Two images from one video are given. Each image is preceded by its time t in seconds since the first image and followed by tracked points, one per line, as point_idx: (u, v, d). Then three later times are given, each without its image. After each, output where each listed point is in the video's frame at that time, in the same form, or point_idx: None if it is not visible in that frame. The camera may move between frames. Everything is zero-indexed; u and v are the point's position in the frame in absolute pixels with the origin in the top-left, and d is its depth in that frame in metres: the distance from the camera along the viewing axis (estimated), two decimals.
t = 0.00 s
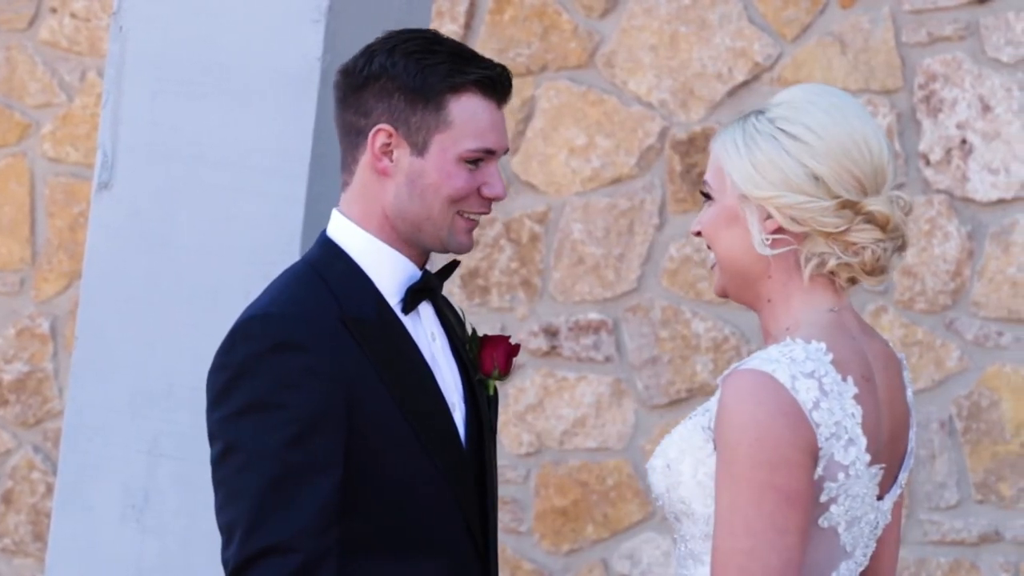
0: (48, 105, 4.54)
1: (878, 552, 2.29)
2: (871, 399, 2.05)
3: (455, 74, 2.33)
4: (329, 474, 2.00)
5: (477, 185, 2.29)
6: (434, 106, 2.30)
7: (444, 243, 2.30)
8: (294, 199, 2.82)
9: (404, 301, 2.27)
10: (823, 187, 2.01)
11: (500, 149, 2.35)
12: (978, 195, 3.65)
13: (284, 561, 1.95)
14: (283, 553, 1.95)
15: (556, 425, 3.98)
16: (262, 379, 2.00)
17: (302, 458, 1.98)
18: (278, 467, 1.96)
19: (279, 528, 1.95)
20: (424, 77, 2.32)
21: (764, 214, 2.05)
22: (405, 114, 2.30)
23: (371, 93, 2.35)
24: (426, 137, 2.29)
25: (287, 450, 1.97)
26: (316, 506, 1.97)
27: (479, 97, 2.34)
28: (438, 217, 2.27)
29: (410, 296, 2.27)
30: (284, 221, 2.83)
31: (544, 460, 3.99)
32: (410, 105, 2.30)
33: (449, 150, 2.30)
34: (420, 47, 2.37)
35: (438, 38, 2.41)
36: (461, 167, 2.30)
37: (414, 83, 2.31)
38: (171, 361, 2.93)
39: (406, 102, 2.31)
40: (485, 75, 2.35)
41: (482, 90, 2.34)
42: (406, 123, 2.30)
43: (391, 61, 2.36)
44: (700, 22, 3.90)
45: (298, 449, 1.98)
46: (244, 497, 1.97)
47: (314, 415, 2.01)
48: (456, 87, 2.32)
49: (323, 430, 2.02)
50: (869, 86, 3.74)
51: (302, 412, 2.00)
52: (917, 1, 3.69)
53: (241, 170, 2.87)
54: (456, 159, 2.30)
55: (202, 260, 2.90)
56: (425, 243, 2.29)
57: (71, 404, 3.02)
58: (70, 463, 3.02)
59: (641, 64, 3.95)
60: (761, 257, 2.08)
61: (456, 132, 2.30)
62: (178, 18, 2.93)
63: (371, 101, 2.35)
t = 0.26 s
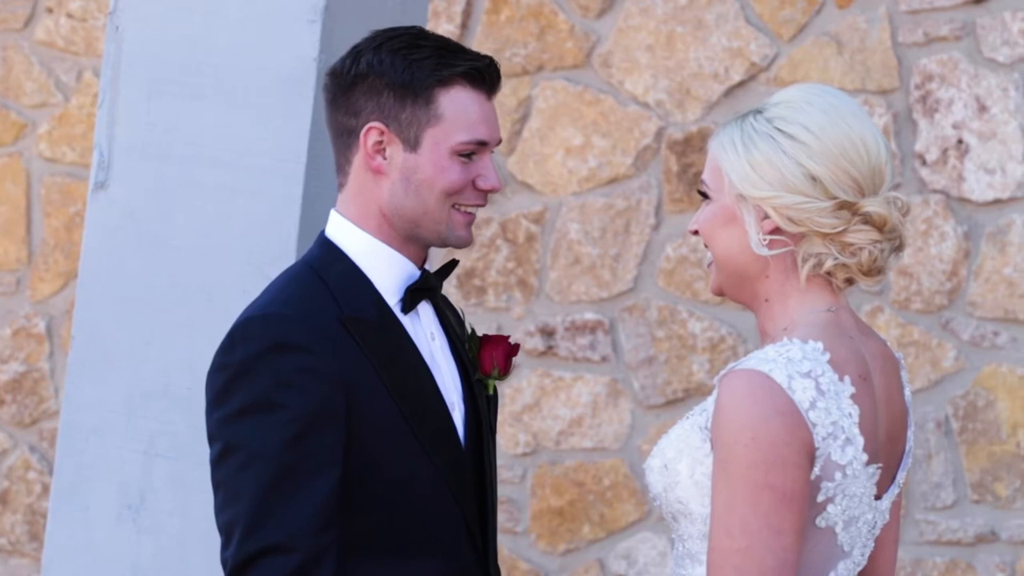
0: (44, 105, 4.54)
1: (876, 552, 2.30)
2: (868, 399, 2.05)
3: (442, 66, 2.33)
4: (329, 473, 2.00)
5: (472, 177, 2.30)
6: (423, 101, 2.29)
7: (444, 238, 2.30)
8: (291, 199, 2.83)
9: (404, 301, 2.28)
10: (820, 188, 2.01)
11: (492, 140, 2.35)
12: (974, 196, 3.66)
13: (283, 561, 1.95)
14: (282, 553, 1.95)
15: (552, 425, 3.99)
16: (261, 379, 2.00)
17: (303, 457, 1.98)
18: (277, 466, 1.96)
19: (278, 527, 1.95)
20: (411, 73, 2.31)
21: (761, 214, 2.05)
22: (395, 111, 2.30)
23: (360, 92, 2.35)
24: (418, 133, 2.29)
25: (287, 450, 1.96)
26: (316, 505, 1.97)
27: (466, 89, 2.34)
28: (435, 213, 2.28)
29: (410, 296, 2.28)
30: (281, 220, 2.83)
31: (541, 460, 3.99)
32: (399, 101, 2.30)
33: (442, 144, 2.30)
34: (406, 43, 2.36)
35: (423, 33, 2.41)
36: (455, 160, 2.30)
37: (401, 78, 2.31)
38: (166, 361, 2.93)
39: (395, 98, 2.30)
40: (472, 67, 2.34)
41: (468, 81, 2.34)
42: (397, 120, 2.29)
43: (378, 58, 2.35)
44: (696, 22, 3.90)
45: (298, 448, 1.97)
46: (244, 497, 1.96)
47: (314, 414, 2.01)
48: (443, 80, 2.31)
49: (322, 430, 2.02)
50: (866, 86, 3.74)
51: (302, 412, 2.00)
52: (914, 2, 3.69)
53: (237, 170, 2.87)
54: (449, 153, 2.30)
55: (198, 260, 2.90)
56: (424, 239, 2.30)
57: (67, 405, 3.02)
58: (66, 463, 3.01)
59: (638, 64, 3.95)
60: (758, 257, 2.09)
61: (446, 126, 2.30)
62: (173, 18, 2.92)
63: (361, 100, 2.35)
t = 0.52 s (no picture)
0: (39, 105, 4.54)
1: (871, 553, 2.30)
2: (862, 399, 2.05)
3: (434, 62, 2.33)
4: (326, 473, 2.00)
5: (467, 172, 2.30)
6: (415, 97, 2.30)
7: (442, 234, 2.30)
8: (286, 199, 2.82)
9: (404, 300, 2.28)
10: (817, 188, 2.01)
11: (486, 134, 2.35)
12: (969, 196, 3.66)
13: (281, 560, 1.95)
14: (280, 552, 1.95)
15: (547, 425, 3.99)
16: (259, 380, 2.00)
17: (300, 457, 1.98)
18: (275, 467, 1.96)
19: (276, 527, 1.95)
20: (402, 69, 2.32)
21: (758, 212, 2.05)
22: (387, 108, 2.30)
23: (352, 91, 2.36)
24: (412, 129, 2.29)
25: (285, 450, 1.96)
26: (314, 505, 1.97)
27: (457, 84, 2.34)
28: (432, 208, 2.28)
29: (410, 295, 2.28)
30: (277, 221, 2.83)
31: (536, 460, 3.99)
32: (390, 99, 2.30)
33: (436, 139, 2.30)
34: (397, 40, 2.37)
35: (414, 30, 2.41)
36: (450, 155, 2.30)
37: (392, 75, 2.32)
38: (161, 360, 2.93)
39: (386, 96, 2.31)
40: (464, 63, 2.35)
41: (461, 76, 2.34)
42: (390, 117, 2.30)
43: (370, 56, 2.36)
44: (691, 22, 3.90)
45: (296, 449, 1.97)
46: (242, 497, 1.97)
47: (312, 415, 2.01)
48: (435, 76, 2.31)
49: (320, 430, 2.02)
50: (861, 86, 3.75)
51: (300, 412, 1.99)
52: (909, 2, 3.69)
53: (233, 170, 2.86)
54: (444, 148, 2.30)
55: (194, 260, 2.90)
56: (423, 236, 2.30)
57: (63, 405, 3.02)
58: (61, 463, 3.01)
59: (633, 64, 3.95)
60: (756, 256, 2.09)
61: (439, 121, 2.30)
62: (169, 17, 2.92)
63: (353, 99, 2.35)
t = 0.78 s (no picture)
0: (34, 104, 4.53)
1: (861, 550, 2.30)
2: (848, 396, 2.05)
3: (433, 63, 2.33)
4: (321, 474, 1.99)
5: (465, 174, 2.30)
6: (414, 98, 2.29)
7: (440, 235, 2.31)
8: (281, 198, 2.82)
9: (402, 299, 2.28)
10: (817, 191, 2.01)
11: (485, 137, 2.35)
12: (964, 196, 3.66)
13: (276, 560, 1.95)
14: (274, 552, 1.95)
15: (543, 425, 3.99)
16: (254, 379, 2.00)
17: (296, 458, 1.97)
18: (270, 467, 1.95)
19: (270, 527, 1.95)
20: (401, 70, 2.32)
21: (754, 211, 2.05)
22: (387, 109, 2.30)
23: (351, 91, 2.36)
24: (411, 130, 2.29)
25: (281, 450, 1.96)
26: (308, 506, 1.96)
27: (457, 86, 2.34)
28: (430, 209, 2.28)
29: (408, 293, 2.28)
30: (272, 220, 2.83)
31: (532, 460, 3.99)
32: (390, 100, 2.30)
33: (435, 140, 2.29)
34: (396, 40, 2.37)
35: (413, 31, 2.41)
36: (449, 157, 2.30)
37: (391, 75, 2.31)
38: (157, 361, 2.92)
39: (386, 96, 2.31)
40: (464, 64, 2.35)
41: (460, 78, 2.34)
42: (389, 118, 2.30)
43: (369, 56, 2.36)
44: (687, 22, 3.91)
45: (291, 449, 1.97)
46: (236, 496, 1.96)
47: (308, 415, 2.01)
48: (435, 77, 2.31)
49: (316, 430, 2.01)
50: (857, 86, 3.75)
51: (296, 413, 1.99)
52: (904, 2, 3.70)
53: (229, 169, 2.86)
54: (443, 149, 2.29)
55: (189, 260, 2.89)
56: (421, 237, 2.30)
57: (58, 405, 3.01)
58: (56, 463, 3.01)
59: (629, 64, 3.95)
60: (748, 255, 2.09)
61: (438, 123, 2.30)
62: (165, 17, 2.92)
63: (352, 98, 2.35)
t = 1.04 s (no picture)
0: (30, 104, 4.53)
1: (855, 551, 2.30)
2: (840, 396, 2.05)
3: (430, 63, 2.33)
4: (320, 473, 1.99)
5: (464, 172, 2.30)
6: (412, 98, 2.30)
7: (439, 235, 2.31)
8: (276, 198, 2.82)
9: (401, 299, 2.27)
10: (807, 194, 2.01)
11: (483, 135, 2.36)
12: (961, 196, 3.66)
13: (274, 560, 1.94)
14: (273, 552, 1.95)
15: (540, 425, 3.99)
16: (253, 379, 2.00)
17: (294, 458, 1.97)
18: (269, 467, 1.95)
19: (268, 527, 1.95)
20: (399, 70, 2.32)
21: (742, 213, 2.04)
22: (384, 109, 2.30)
23: (348, 92, 2.36)
24: (409, 130, 2.29)
25: (280, 450, 1.96)
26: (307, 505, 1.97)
27: (455, 85, 2.34)
28: (429, 209, 2.28)
29: (408, 293, 2.27)
30: (267, 219, 2.83)
31: (528, 460, 3.99)
32: (388, 99, 2.31)
33: (434, 140, 2.30)
34: (394, 40, 2.37)
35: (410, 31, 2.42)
36: (447, 156, 2.30)
37: (388, 75, 2.32)
38: (153, 361, 2.92)
39: (383, 96, 2.31)
40: (461, 63, 2.35)
41: (457, 77, 2.35)
42: (387, 118, 2.30)
43: (366, 56, 2.36)
44: (684, 22, 3.91)
45: (290, 449, 1.97)
46: (235, 496, 1.96)
47: (308, 415, 2.01)
48: (432, 77, 2.32)
49: (316, 430, 2.01)
50: (853, 86, 3.75)
51: (295, 412, 1.99)
52: (901, 2, 3.70)
53: (225, 169, 2.86)
54: (441, 149, 2.30)
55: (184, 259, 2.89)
56: (419, 237, 2.30)
57: (54, 404, 3.01)
58: (52, 463, 3.01)
59: (625, 64, 3.95)
60: (735, 256, 2.08)
61: (436, 123, 2.30)
62: (161, 17, 2.91)
63: (349, 99, 2.36)
